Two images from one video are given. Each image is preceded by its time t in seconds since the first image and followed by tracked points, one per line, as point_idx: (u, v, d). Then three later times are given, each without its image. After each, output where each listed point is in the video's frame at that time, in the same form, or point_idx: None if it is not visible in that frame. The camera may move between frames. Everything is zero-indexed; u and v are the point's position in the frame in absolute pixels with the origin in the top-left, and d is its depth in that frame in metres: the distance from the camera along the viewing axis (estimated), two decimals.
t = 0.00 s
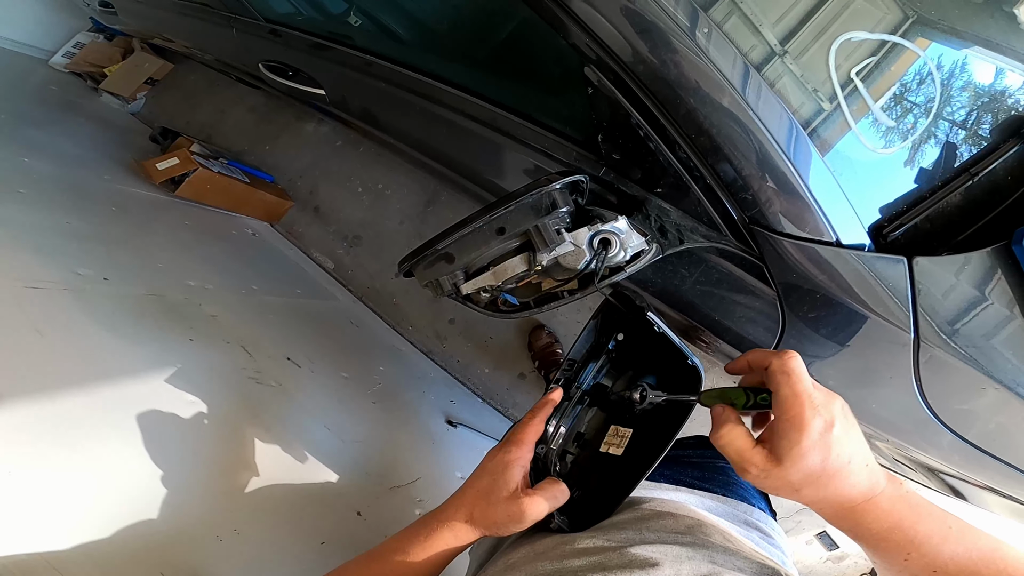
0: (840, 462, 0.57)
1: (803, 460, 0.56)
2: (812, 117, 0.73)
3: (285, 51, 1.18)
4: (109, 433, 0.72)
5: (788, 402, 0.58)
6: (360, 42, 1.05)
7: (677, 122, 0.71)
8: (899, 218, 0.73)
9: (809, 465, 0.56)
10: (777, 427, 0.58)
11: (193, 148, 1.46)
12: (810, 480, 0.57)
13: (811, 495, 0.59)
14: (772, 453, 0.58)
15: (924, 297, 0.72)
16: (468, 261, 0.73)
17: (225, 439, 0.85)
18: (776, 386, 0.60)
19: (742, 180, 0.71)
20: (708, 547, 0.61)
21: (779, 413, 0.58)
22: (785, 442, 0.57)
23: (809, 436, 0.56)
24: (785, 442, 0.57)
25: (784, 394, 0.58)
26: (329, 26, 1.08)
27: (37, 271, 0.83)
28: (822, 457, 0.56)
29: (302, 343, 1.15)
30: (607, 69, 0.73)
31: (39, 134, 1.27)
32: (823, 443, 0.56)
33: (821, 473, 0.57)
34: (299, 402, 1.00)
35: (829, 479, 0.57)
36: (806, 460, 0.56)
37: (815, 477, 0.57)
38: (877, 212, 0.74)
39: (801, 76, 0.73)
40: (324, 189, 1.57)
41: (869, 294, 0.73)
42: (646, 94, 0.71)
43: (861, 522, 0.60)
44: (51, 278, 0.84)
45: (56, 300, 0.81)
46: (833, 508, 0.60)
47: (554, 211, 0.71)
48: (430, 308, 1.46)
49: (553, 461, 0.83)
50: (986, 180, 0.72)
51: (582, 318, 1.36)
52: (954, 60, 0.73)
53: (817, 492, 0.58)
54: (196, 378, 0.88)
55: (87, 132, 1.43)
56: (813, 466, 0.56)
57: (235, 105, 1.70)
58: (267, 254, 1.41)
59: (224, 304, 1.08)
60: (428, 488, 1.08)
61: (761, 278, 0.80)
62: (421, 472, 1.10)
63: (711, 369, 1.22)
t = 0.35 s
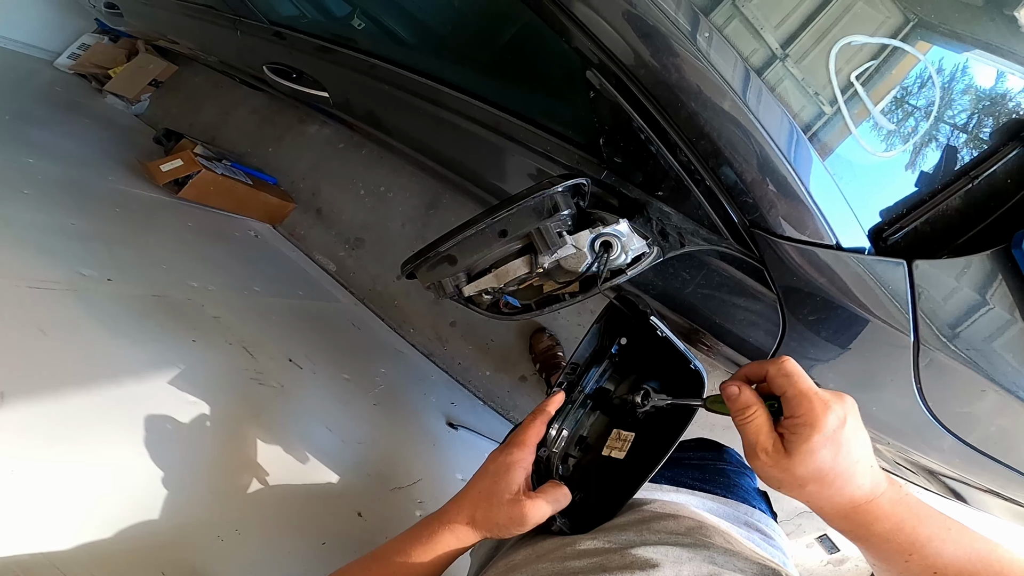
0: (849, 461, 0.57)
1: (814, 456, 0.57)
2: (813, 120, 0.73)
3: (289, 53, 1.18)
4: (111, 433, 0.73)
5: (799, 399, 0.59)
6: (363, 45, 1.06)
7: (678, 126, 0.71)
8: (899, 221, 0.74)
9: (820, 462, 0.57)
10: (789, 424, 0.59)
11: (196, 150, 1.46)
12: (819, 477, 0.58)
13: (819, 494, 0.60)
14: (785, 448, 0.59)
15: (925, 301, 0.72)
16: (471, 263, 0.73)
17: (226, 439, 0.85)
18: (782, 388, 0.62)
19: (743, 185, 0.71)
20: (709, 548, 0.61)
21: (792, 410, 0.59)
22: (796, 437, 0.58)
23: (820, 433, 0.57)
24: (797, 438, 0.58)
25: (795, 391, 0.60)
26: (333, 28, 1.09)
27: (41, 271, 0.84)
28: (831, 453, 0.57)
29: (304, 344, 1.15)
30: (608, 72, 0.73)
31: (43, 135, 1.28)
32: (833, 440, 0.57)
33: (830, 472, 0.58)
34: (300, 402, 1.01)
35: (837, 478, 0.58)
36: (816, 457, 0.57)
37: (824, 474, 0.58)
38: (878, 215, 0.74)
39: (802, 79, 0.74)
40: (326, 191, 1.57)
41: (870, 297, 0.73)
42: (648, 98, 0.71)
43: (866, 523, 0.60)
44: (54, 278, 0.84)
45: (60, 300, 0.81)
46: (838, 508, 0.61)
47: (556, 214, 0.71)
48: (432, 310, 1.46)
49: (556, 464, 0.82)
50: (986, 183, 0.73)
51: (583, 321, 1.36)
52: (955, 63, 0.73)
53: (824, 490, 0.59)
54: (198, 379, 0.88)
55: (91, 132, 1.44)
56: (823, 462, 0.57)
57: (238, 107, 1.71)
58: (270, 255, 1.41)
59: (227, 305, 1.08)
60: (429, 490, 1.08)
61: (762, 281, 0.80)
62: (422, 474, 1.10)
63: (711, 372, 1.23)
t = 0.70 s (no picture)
0: (845, 465, 0.58)
1: (813, 462, 0.57)
2: (811, 125, 0.74)
3: (292, 58, 1.19)
4: (116, 434, 0.73)
5: (799, 403, 0.59)
6: (366, 50, 1.07)
7: (677, 130, 0.72)
8: (897, 224, 0.74)
9: (818, 468, 0.57)
10: (785, 428, 0.59)
11: (199, 154, 1.47)
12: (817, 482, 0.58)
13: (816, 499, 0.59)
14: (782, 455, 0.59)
15: (924, 304, 0.73)
16: (471, 267, 0.74)
17: (227, 441, 0.86)
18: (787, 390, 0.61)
19: (741, 188, 0.72)
20: (709, 549, 0.61)
21: (790, 414, 0.59)
22: (795, 442, 0.58)
23: (819, 437, 0.57)
24: (795, 442, 0.58)
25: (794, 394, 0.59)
26: (336, 33, 1.10)
27: (45, 274, 0.85)
28: (829, 458, 0.57)
29: (305, 348, 1.16)
30: (607, 78, 0.75)
31: (48, 138, 1.29)
32: (831, 445, 0.57)
33: (827, 477, 0.58)
34: (301, 405, 1.01)
35: (833, 482, 0.58)
36: (814, 463, 0.57)
37: (822, 480, 0.58)
38: (877, 218, 0.74)
39: (801, 83, 0.74)
40: (328, 195, 1.58)
41: (869, 301, 0.73)
42: (646, 103, 0.72)
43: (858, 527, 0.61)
44: (58, 281, 0.85)
45: (63, 303, 0.82)
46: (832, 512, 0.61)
47: (556, 218, 0.71)
48: (433, 314, 1.46)
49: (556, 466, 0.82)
50: (984, 186, 0.73)
51: (584, 325, 1.36)
52: (954, 66, 0.73)
53: (821, 495, 0.59)
54: (200, 382, 0.89)
55: (95, 136, 1.45)
56: (821, 468, 0.57)
57: (241, 111, 1.72)
58: (272, 259, 1.42)
59: (229, 308, 1.09)
60: (430, 493, 1.09)
61: (760, 284, 0.81)
62: (423, 477, 1.10)
63: (712, 376, 1.23)
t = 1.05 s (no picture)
0: (841, 467, 0.58)
1: (806, 462, 0.58)
2: (810, 129, 0.74)
3: (293, 60, 1.20)
4: (116, 434, 0.74)
5: (799, 403, 0.59)
6: (367, 52, 1.08)
7: (677, 133, 0.72)
8: (895, 229, 0.75)
9: (812, 468, 0.58)
10: (784, 426, 0.60)
11: (200, 155, 1.47)
12: (811, 482, 0.59)
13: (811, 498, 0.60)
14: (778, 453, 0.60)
15: (921, 309, 0.73)
16: (472, 271, 0.74)
17: (226, 441, 0.86)
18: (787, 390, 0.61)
19: (740, 194, 0.72)
20: (708, 550, 0.62)
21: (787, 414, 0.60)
22: (791, 441, 0.59)
23: (814, 438, 0.58)
24: (790, 441, 0.59)
25: (794, 394, 0.60)
26: (337, 35, 1.10)
27: (46, 275, 0.85)
28: (824, 459, 0.58)
29: (304, 350, 1.16)
30: (607, 82, 0.75)
31: (49, 139, 1.29)
32: (827, 447, 0.58)
33: (821, 477, 0.59)
34: (301, 407, 1.01)
35: (827, 483, 0.59)
36: (808, 463, 0.58)
37: (815, 480, 0.58)
38: (875, 222, 0.75)
39: (800, 87, 0.74)
40: (328, 197, 1.58)
41: (867, 305, 0.74)
42: (646, 108, 0.73)
43: (853, 525, 0.62)
44: (60, 282, 0.85)
45: (64, 304, 0.82)
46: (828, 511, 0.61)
47: (556, 223, 0.71)
48: (433, 316, 1.47)
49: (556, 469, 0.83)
50: (982, 190, 0.74)
51: (583, 328, 1.37)
52: (952, 70, 0.74)
53: (814, 495, 0.60)
54: (199, 383, 0.89)
55: (96, 137, 1.45)
56: (815, 468, 0.58)
57: (242, 112, 1.72)
58: (272, 261, 1.42)
59: (229, 310, 1.09)
60: (429, 495, 1.09)
61: (759, 289, 0.81)
62: (422, 479, 1.10)
63: (711, 379, 1.23)
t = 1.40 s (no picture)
0: (841, 472, 0.58)
1: (807, 466, 0.58)
2: (809, 133, 0.75)
3: (293, 62, 1.20)
4: (116, 435, 0.74)
5: (799, 407, 0.59)
6: (368, 55, 1.08)
7: (677, 138, 0.72)
8: (893, 234, 0.75)
9: (813, 473, 0.58)
10: (784, 430, 0.61)
11: (200, 157, 1.47)
12: (812, 487, 0.59)
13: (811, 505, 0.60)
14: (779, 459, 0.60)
15: (919, 313, 0.74)
16: (473, 275, 0.74)
17: (225, 442, 0.86)
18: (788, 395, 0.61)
19: (740, 200, 0.73)
20: (708, 551, 0.62)
21: (790, 418, 0.60)
22: (792, 445, 0.59)
23: (817, 442, 0.58)
24: (793, 446, 0.58)
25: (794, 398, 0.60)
26: (339, 38, 1.11)
27: (47, 276, 0.85)
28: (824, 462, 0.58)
29: (304, 352, 1.16)
30: (608, 86, 0.75)
31: (49, 139, 1.29)
32: (827, 451, 0.58)
33: (822, 482, 0.58)
34: (300, 408, 1.01)
35: (826, 487, 0.59)
36: (810, 467, 0.58)
37: (816, 484, 0.58)
38: (873, 228, 0.75)
39: (799, 91, 0.75)
40: (328, 199, 1.58)
41: (865, 310, 0.74)
42: (647, 113, 0.73)
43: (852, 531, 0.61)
44: (60, 283, 0.86)
45: (65, 305, 0.82)
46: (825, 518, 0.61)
47: (556, 228, 0.72)
48: (432, 319, 1.47)
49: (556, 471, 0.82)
50: (979, 196, 0.74)
51: (582, 332, 1.37)
52: (951, 74, 0.75)
53: (815, 500, 0.59)
54: (198, 384, 0.89)
55: (96, 138, 1.45)
56: (816, 473, 0.58)
57: (242, 114, 1.73)
58: (271, 263, 1.42)
59: (229, 312, 1.09)
60: (427, 498, 1.09)
61: (759, 295, 0.81)
62: (420, 482, 1.10)
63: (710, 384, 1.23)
